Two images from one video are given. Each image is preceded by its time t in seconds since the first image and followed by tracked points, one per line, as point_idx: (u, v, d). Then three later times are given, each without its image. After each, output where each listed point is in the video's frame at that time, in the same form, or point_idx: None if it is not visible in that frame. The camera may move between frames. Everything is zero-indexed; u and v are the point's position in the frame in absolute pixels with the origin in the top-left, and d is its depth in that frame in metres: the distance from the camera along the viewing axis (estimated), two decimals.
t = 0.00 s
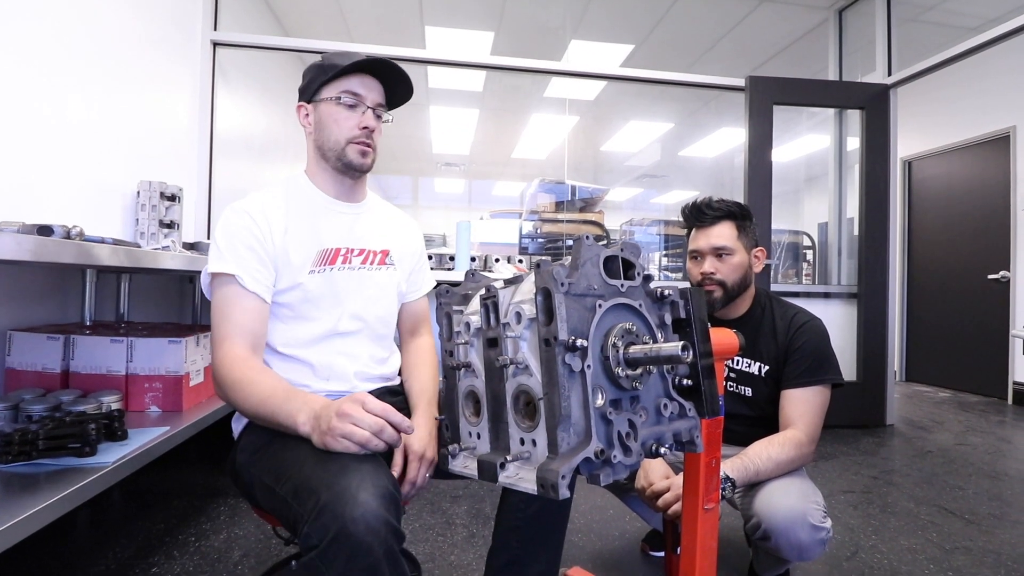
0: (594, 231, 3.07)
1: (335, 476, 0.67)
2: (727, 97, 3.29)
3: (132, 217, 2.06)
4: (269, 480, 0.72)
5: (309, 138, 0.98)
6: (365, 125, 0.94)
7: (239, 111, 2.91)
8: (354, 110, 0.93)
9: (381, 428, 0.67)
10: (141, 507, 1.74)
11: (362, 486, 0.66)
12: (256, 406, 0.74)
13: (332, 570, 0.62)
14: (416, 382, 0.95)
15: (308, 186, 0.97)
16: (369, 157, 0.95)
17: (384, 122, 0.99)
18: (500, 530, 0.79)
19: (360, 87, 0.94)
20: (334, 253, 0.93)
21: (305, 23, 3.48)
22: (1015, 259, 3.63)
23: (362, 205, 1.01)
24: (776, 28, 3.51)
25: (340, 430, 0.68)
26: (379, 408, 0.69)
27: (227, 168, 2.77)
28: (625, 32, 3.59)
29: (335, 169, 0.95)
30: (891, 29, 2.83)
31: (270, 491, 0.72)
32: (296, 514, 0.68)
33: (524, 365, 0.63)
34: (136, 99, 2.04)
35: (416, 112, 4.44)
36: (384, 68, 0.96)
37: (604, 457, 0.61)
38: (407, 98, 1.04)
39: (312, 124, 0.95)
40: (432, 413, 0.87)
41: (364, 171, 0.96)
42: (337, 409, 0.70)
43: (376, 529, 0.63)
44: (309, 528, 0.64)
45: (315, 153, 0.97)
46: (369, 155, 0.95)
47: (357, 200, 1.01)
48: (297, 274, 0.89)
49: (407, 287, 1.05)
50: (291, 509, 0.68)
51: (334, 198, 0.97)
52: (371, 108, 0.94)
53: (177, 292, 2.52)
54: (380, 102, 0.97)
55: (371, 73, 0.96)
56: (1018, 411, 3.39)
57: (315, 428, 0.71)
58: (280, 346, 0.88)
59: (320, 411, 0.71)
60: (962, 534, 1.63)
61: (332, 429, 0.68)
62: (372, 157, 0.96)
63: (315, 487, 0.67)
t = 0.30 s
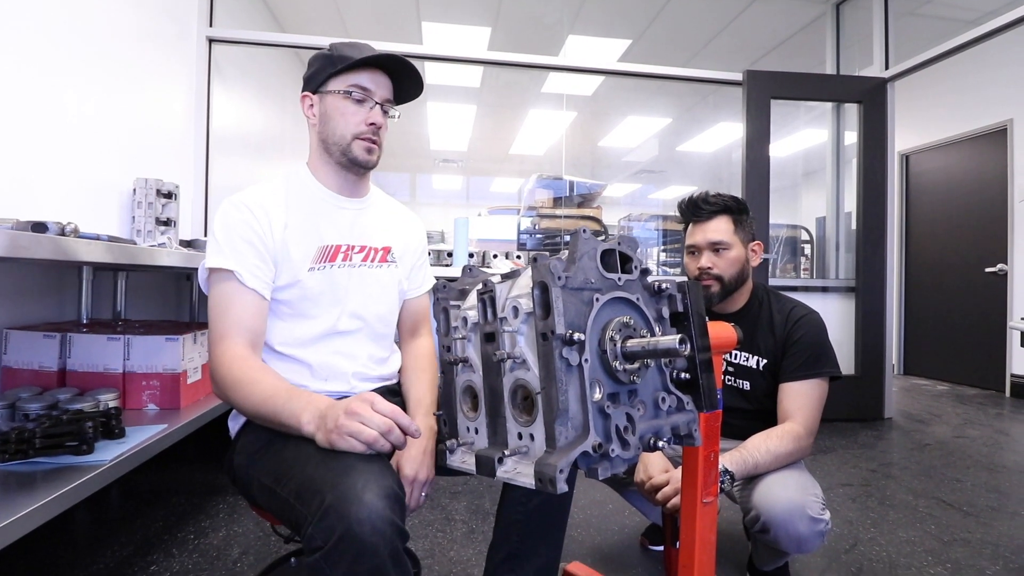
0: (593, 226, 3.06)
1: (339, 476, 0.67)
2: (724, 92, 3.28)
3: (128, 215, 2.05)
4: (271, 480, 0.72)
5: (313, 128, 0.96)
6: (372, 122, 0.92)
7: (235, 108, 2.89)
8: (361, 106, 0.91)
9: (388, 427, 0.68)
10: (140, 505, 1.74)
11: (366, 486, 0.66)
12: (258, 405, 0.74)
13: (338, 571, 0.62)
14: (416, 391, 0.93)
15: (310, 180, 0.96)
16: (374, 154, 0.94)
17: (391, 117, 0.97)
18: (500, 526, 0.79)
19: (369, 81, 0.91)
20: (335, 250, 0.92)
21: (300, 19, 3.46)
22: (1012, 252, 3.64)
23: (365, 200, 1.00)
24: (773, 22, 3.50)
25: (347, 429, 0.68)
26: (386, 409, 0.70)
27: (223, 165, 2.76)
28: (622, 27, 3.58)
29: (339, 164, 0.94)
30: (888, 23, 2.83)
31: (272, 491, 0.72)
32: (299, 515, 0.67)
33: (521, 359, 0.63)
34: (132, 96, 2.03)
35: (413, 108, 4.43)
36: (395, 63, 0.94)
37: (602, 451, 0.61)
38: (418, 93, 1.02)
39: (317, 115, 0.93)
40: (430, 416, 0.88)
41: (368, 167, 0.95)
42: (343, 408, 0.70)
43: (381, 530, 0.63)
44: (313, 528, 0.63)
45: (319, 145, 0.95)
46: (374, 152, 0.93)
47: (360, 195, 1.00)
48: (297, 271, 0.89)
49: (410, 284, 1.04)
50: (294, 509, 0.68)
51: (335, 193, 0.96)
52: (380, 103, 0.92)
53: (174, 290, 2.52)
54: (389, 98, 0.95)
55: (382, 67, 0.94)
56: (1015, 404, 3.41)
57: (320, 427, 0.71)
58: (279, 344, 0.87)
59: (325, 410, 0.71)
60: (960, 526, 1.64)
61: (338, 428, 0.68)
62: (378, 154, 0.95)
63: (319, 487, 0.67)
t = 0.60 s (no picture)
0: (591, 226, 3.06)
1: (334, 477, 0.67)
2: (722, 92, 3.29)
3: (125, 216, 2.05)
4: (266, 481, 0.72)
5: (313, 127, 0.96)
6: (373, 122, 0.92)
7: (232, 108, 2.90)
8: (362, 106, 0.91)
9: (385, 428, 0.68)
10: (137, 505, 1.73)
11: (362, 487, 0.66)
12: (255, 408, 0.74)
13: (333, 572, 0.61)
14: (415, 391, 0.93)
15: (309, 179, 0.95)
16: (375, 155, 0.93)
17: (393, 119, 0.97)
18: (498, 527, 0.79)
19: (371, 81, 0.91)
20: (332, 251, 0.92)
21: (298, 19, 3.46)
22: (1008, 252, 3.65)
23: (364, 201, 1.00)
24: (770, 23, 3.51)
25: (344, 429, 0.68)
26: (383, 410, 0.70)
27: (221, 164, 2.76)
28: (620, 28, 3.58)
29: (338, 164, 0.94)
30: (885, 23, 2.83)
31: (267, 492, 0.72)
32: (294, 516, 0.67)
33: (518, 359, 0.63)
34: (130, 96, 2.03)
35: (411, 108, 4.43)
36: (399, 63, 0.94)
37: (598, 451, 0.61)
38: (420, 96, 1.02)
39: (317, 114, 0.92)
40: (428, 415, 0.87)
41: (368, 168, 0.94)
42: (340, 410, 0.70)
43: (376, 532, 0.62)
44: (307, 530, 0.63)
45: (319, 145, 0.95)
46: (374, 153, 0.93)
47: (359, 196, 0.99)
48: (294, 272, 0.88)
49: (409, 285, 1.04)
50: (289, 511, 0.68)
51: (333, 194, 0.96)
52: (381, 104, 0.92)
53: (172, 291, 2.52)
54: (391, 98, 0.95)
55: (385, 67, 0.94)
56: (1012, 403, 3.41)
57: (316, 429, 0.71)
58: (275, 346, 0.87)
59: (321, 412, 0.71)
60: (958, 526, 1.64)
61: (334, 429, 0.68)
62: (378, 156, 0.94)
63: (315, 488, 0.66)
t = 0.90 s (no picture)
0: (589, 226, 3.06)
1: (329, 476, 0.67)
2: (721, 92, 3.29)
3: (123, 214, 2.05)
4: (262, 481, 0.72)
5: (311, 124, 0.95)
6: (371, 123, 0.91)
7: (231, 106, 2.89)
8: (361, 106, 0.90)
9: (379, 428, 0.67)
10: (135, 504, 1.73)
11: (357, 487, 0.66)
12: (249, 409, 0.74)
13: (328, 571, 0.61)
14: (411, 391, 0.93)
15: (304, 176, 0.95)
16: (371, 157, 0.93)
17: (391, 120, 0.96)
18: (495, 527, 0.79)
19: (370, 81, 0.91)
20: (328, 251, 0.92)
21: (297, 18, 3.46)
22: (1007, 252, 3.65)
23: (361, 200, 0.99)
24: (770, 22, 3.51)
25: (338, 429, 0.68)
26: (377, 409, 0.69)
27: (220, 163, 2.76)
28: (619, 27, 3.58)
29: (334, 163, 0.93)
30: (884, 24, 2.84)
31: (263, 491, 0.72)
32: (290, 516, 0.67)
33: (516, 359, 0.63)
34: (128, 94, 2.02)
35: (409, 107, 4.42)
36: (400, 63, 0.93)
37: (597, 450, 0.60)
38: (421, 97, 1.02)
39: (315, 112, 0.92)
40: (426, 415, 0.87)
41: (363, 169, 0.94)
42: (333, 409, 0.70)
43: (371, 531, 0.63)
44: (303, 529, 0.63)
45: (316, 143, 0.94)
46: (370, 154, 0.93)
47: (355, 195, 0.99)
48: (290, 272, 0.88)
49: (406, 284, 1.04)
50: (284, 509, 0.68)
51: (327, 193, 0.95)
52: (380, 105, 0.91)
53: (170, 290, 2.51)
54: (390, 98, 0.94)
55: (386, 67, 0.93)
56: (1010, 403, 3.42)
57: (311, 428, 0.71)
58: (271, 346, 0.87)
59: (316, 412, 0.71)
60: (955, 525, 1.64)
61: (328, 428, 0.68)
62: (374, 157, 0.94)
63: (311, 487, 0.66)
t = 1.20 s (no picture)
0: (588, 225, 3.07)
1: (332, 475, 0.67)
2: (720, 91, 3.29)
3: (122, 214, 2.05)
4: (266, 480, 0.72)
5: (306, 121, 0.96)
6: (365, 114, 0.91)
7: (230, 106, 2.89)
8: (353, 96, 0.90)
9: (384, 426, 0.67)
10: (134, 504, 1.73)
11: (361, 485, 0.66)
12: (252, 409, 0.74)
13: (332, 570, 0.61)
14: (411, 391, 0.93)
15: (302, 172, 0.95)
16: (369, 148, 0.93)
17: (385, 109, 0.96)
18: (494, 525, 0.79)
19: (361, 71, 0.90)
20: (330, 248, 0.92)
21: (296, 18, 3.45)
22: (1005, 251, 3.65)
23: (361, 196, 0.99)
24: (769, 22, 3.51)
25: (344, 427, 0.68)
26: (383, 407, 0.69)
27: (219, 163, 2.76)
28: (618, 27, 3.58)
29: (332, 158, 0.93)
30: (882, 23, 2.84)
31: (266, 490, 0.71)
32: (294, 514, 0.67)
33: (515, 358, 0.63)
34: (126, 93, 2.02)
35: (408, 106, 4.42)
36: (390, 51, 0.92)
37: (596, 450, 0.60)
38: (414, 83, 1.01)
39: (309, 108, 0.92)
40: (426, 414, 0.87)
41: (362, 162, 0.94)
42: (338, 407, 0.70)
43: (375, 530, 0.62)
44: (307, 527, 0.63)
45: (312, 139, 0.94)
46: (368, 146, 0.92)
47: (355, 190, 0.99)
48: (291, 270, 0.88)
49: (407, 280, 1.04)
50: (289, 508, 0.68)
51: (327, 189, 0.95)
52: (372, 94, 0.91)
53: (169, 290, 2.51)
54: (384, 87, 0.94)
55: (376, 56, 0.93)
56: (1008, 402, 3.43)
57: (315, 426, 0.71)
58: (273, 347, 0.87)
59: (320, 410, 0.71)
60: (954, 524, 1.65)
61: (334, 426, 0.68)
62: (372, 148, 0.94)
63: (314, 485, 0.66)
